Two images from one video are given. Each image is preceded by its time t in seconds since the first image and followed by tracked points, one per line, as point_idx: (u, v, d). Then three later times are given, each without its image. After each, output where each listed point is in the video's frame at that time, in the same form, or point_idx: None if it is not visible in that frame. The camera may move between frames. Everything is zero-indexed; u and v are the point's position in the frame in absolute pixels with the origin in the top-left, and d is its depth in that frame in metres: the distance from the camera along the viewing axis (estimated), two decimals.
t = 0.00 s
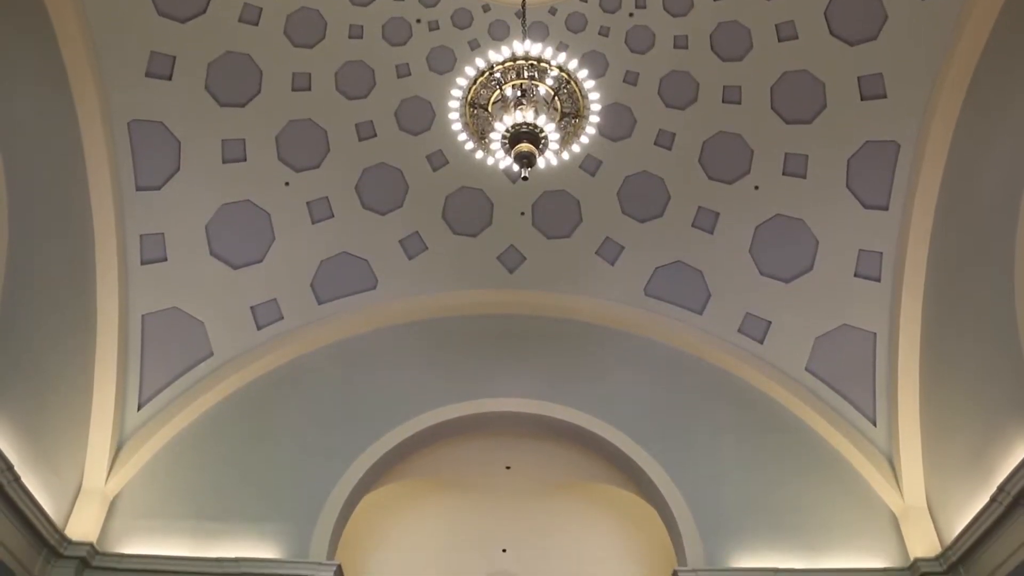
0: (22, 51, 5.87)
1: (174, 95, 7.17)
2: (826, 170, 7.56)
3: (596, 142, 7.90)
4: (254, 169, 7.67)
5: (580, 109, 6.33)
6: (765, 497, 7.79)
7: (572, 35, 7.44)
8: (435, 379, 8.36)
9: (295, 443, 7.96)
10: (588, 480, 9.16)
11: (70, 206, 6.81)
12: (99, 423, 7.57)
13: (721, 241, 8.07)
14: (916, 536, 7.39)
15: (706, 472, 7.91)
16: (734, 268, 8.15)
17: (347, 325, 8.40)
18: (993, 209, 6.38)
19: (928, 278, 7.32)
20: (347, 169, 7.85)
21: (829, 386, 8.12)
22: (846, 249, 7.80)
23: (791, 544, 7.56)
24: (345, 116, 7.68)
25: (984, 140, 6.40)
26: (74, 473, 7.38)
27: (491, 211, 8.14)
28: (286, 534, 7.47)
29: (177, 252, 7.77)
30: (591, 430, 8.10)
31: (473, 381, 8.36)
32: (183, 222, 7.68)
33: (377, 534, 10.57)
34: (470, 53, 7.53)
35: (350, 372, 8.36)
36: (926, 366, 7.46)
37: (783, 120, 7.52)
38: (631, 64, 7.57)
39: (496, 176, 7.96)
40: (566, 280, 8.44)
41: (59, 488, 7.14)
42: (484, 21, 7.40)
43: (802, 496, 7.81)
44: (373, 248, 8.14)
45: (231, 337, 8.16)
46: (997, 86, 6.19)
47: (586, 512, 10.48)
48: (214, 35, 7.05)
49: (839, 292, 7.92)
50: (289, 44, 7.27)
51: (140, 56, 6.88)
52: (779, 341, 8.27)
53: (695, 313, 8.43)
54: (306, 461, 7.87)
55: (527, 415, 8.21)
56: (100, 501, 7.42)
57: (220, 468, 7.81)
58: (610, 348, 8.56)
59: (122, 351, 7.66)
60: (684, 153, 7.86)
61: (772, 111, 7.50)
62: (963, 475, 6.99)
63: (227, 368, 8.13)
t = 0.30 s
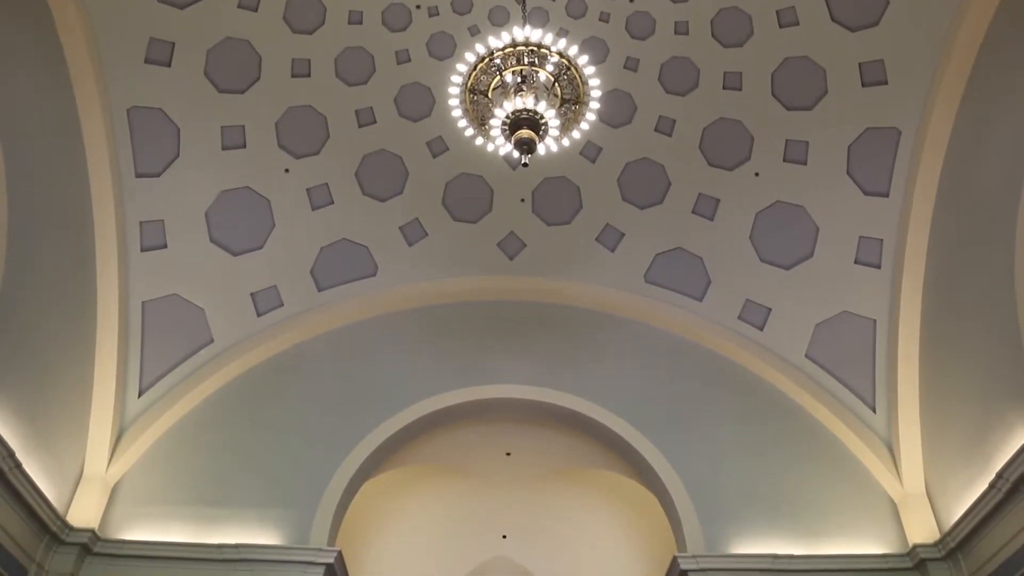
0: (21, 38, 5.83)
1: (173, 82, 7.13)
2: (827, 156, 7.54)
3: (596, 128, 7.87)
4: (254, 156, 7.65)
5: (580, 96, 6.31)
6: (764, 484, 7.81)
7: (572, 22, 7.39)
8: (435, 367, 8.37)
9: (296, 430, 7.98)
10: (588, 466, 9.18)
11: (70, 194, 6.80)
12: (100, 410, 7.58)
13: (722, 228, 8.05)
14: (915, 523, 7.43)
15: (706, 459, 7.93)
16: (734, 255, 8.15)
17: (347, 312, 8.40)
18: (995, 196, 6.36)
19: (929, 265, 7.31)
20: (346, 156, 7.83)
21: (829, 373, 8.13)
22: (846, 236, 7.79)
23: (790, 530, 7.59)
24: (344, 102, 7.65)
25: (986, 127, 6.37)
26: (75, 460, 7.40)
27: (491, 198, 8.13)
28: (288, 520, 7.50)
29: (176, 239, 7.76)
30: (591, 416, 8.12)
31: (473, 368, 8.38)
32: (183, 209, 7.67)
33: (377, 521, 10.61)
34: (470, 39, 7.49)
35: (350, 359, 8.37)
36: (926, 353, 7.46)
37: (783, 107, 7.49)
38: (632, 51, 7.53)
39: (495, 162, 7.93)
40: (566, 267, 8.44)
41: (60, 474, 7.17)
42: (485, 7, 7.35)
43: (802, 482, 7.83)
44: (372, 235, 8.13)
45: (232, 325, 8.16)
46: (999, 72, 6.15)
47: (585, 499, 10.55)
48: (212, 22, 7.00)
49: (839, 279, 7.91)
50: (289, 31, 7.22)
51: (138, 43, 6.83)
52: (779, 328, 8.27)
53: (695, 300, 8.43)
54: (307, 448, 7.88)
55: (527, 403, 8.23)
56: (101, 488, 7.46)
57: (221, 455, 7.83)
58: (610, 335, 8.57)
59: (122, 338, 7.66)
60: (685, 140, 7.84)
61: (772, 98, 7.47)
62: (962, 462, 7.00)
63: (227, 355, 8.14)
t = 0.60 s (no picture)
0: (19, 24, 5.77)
1: (171, 68, 7.07)
2: (828, 143, 7.51)
3: (595, 115, 7.83)
4: (254, 143, 7.63)
5: (580, 82, 6.28)
6: (764, 470, 7.84)
7: (572, 8, 7.33)
8: (435, 354, 8.38)
9: (297, 418, 8.00)
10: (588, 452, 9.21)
11: (69, 181, 6.79)
12: (101, 398, 7.59)
13: (722, 215, 8.04)
14: (913, 510, 7.45)
15: (706, 445, 7.96)
16: (734, 242, 8.14)
17: (347, 299, 8.40)
18: (997, 182, 6.34)
19: (929, 252, 7.31)
20: (346, 143, 7.80)
21: (829, 361, 8.14)
22: (846, 223, 7.77)
23: (789, 516, 7.62)
24: (344, 89, 7.61)
25: (989, 113, 6.32)
26: (77, 447, 7.43)
27: (491, 186, 8.11)
28: (289, 507, 7.53)
29: (177, 226, 7.74)
30: (591, 403, 8.14)
31: (473, 356, 8.39)
32: (182, 196, 7.66)
33: (377, 508, 10.65)
34: (470, 26, 7.44)
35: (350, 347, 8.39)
36: (926, 340, 7.47)
37: (783, 94, 7.46)
38: (631, 37, 7.48)
39: (495, 149, 7.90)
40: (566, 254, 8.43)
41: (62, 461, 7.21)
42: None
43: (800, 469, 7.86)
44: (372, 222, 8.12)
45: (232, 312, 8.16)
46: (1002, 58, 6.11)
47: (586, 487, 10.63)
48: (209, 8, 6.94)
49: (839, 266, 7.90)
50: (288, 17, 7.17)
51: (137, 30, 6.77)
52: (779, 315, 8.27)
53: (695, 287, 8.42)
54: (308, 435, 7.91)
55: (526, 389, 8.25)
56: (103, 475, 7.49)
57: (222, 442, 7.86)
58: (610, 322, 8.58)
59: (122, 326, 7.66)
60: (685, 127, 7.80)
61: (772, 85, 7.44)
62: (962, 449, 7.02)
63: (227, 342, 8.15)
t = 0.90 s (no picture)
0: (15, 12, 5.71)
1: (168, 55, 6.97)
2: (832, 130, 7.43)
3: (595, 101, 7.69)
4: (252, 130, 7.54)
5: (580, 68, 6.26)
6: (762, 457, 7.89)
7: None
8: (434, 341, 8.40)
9: (297, 405, 8.02)
10: (587, 438, 9.26)
11: (69, 170, 6.77)
12: (102, 385, 7.60)
13: (723, 202, 8.00)
14: (911, 496, 7.50)
15: (704, 432, 8.01)
16: (734, 229, 8.10)
17: (347, 286, 8.42)
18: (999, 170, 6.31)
19: (928, 239, 7.30)
20: (343, 130, 7.71)
21: (828, 347, 8.15)
22: (847, 210, 7.75)
23: (786, 502, 7.68)
24: (343, 76, 7.48)
25: (992, 100, 6.26)
26: (78, 434, 7.46)
27: (491, 172, 8.03)
28: (291, 493, 7.58)
29: (176, 214, 7.71)
30: (591, 390, 8.17)
31: (473, 343, 8.41)
32: (182, 183, 7.62)
33: (377, 497, 10.71)
34: (470, 11, 7.24)
35: (350, 334, 8.42)
36: (926, 326, 7.47)
37: (785, 81, 7.35)
38: (632, 23, 7.30)
39: (495, 136, 7.80)
40: (566, 241, 8.40)
41: (63, 448, 7.24)
42: None
43: (798, 455, 7.91)
44: (371, 209, 8.09)
45: (232, 298, 8.15)
46: (1004, 45, 6.03)
47: (585, 473, 10.71)
48: None
49: (840, 252, 7.90)
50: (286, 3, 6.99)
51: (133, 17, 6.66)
52: (779, 301, 8.26)
53: (695, 274, 8.41)
54: (308, 422, 7.95)
55: (526, 376, 8.29)
56: (104, 462, 7.53)
57: (224, 429, 7.91)
58: (609, 309, 8.59)
59: (122, 313, 7.66)
60: (685, 113, 7.69)
61: (774, 72, 7.32)
62: (961, 437, 7.02)
63: (227, 329, 8.15)
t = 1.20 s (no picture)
0: None
1: (166, 42, 6.91)
2: (833, 116, 7.36)
3: (596, 87, 7.63)
4: (251, 117, 7.51)
5: (580, 54, 6.23)
6: (761, 442, 7.90)
7: None
8: (434, 328, 8.41)
9: (297, 392, 8.04)
10: (587, 424, 9.29)
11: (69, 158, 6.76)
12: (102, 373, 7.61)
13: (724, 188, 7.98)
14: (910, 481, 7.52)
15: (704, 418, 8.03)
16: (734, 216, 8.09)
17: (346, 272, 8.41)
18: (999, 157, 6.28)
19: (929, 225, 7.29)
20: (342, 117, 7.68)
21: (828, 333, 8.16)
22: (847, 197, 7.73)
23: (785, 488, 7.71)
24: (342, 63, 7.41)
25: (994, 87, 6.21)
26: (79, 421, 7.48)
27: (491, 159, 7.99)
28: (292, 480, 7.61)
29: (176, 201, 7.70)
30: (591, 376, 8.19)
31: (473, 329, 8.42)
32: (181, 170, 7.60)
33: (377, 485, 10.75)
34: None
35: (350, 321, 8.42)
36: (926, 312, 7.47)
37: (787, 67, 7.26)
38: (633, 9, 7.19)
39: (495, 122, 7.75)
40: (566, 228, 8.39)
41: (65, 435, 7.26)
42: None
43: (797, 441, 7.93)
44: (371, 196, 8.08)
45: (232, 285, 8.15)
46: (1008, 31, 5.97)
47: (586, 459, 10.71)
48: None
49: (840, 239, 7.89)
50: None
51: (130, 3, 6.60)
52: (779, 288, 8.26)
53: (695, 261, 8.42)
54: (308, 408, 7.98)
55: (526, 362, 8.31)
56: (105, 448, 7.55)
57: (225, 415, 7.93)
58: (610, 295, 8.60)
59: (122, 300, 7.67)
60: (686, 100, 7.65)
61: (776, 59, 7.24)
62: (961, 424, 7.03)
63: (228, 315, 8.16)
